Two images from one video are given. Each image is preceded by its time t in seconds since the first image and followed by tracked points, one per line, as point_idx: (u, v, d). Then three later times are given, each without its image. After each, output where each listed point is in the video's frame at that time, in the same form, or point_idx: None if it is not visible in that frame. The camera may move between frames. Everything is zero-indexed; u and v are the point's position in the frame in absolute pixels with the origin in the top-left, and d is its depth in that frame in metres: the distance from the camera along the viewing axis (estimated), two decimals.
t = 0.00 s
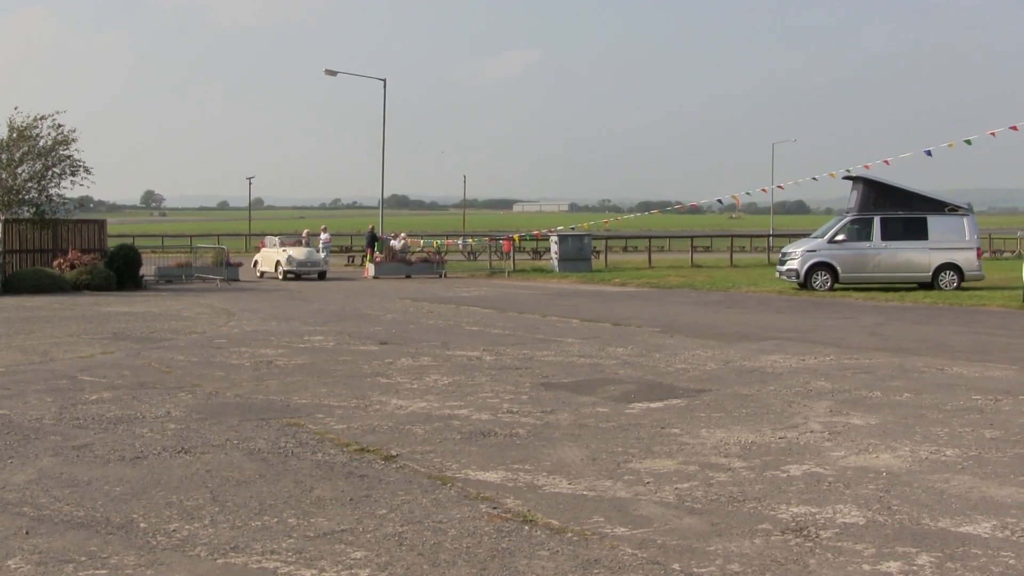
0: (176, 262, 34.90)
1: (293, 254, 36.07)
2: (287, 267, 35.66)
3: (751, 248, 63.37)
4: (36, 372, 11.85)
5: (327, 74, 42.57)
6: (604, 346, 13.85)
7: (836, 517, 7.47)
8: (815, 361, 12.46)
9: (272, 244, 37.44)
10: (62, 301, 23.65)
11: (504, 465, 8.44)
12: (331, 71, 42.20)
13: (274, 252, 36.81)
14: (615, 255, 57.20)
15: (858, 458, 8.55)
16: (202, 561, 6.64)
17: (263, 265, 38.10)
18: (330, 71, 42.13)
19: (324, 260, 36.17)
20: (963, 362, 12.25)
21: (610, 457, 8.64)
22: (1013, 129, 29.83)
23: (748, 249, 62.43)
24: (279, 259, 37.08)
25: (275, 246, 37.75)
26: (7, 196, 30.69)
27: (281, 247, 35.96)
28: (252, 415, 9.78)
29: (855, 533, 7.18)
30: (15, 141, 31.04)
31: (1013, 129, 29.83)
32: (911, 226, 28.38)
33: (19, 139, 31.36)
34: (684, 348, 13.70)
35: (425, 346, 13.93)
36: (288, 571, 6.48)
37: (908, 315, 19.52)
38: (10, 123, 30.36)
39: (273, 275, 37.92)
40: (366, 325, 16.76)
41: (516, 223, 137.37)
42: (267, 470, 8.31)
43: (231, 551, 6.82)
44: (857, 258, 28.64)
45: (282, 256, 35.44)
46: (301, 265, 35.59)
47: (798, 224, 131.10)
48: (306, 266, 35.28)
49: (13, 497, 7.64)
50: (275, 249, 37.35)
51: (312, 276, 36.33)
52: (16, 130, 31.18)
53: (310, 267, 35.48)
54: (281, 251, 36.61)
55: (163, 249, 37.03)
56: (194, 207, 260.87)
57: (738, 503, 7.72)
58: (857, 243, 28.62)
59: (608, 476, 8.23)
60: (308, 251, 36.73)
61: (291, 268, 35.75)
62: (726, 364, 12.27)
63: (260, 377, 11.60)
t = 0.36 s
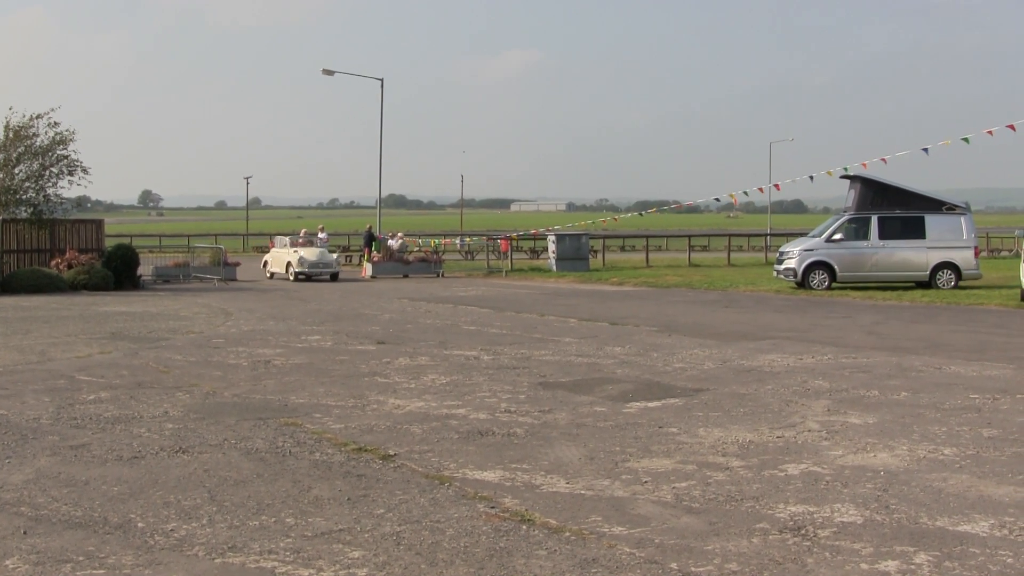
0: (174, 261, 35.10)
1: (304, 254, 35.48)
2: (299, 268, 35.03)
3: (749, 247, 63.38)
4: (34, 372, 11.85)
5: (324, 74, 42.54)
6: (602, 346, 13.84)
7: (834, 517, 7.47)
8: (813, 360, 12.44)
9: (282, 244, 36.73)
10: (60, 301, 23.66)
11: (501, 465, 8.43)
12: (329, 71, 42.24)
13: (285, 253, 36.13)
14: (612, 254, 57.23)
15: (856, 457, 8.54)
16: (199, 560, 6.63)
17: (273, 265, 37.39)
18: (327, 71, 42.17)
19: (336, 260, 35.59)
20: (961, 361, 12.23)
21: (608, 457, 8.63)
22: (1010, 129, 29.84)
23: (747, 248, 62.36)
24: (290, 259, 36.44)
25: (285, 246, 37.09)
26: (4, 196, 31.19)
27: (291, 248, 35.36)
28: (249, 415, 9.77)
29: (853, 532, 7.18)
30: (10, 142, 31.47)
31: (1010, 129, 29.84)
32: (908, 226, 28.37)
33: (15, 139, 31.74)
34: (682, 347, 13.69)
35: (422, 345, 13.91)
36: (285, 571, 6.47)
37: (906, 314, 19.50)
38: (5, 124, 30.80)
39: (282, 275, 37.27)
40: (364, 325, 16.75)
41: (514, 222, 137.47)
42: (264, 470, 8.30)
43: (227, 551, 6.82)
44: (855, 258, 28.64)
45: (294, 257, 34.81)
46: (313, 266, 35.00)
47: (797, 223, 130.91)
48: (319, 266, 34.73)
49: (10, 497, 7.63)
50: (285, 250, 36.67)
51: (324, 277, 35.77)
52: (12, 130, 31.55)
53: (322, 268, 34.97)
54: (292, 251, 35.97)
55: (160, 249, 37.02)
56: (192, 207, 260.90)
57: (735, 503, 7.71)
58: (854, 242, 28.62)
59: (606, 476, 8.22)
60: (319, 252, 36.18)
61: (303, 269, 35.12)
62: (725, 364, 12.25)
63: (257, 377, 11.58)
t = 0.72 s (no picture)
0: (171, 261, 35.14)
1: (317, 254, 34.57)
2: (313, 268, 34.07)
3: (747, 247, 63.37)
4: (32, 371, 11.83)
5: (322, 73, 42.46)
6: (600, 345, 13.83)
7: (832, 516, 7.48)
8: (811, 359, 12.44)
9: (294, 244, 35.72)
10: (57, 300, 23.66)
11: (499, 464, 8.43)
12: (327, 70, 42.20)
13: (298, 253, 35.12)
14: (610, 253, 57.24)
15: (853, 456, 8.55)
16: (197, 559, 6.64)
17: (285, 266, 36.36)
18: (326, 70, 42.12)
19: (351, 260, 34.64)
20: (959, 360, 12.22)
21: (605, 456, 8.63)
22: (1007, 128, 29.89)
23: (745, 248, 62.24)
24: (302, 259, 35.47)
25: (297, 246, 36.10)
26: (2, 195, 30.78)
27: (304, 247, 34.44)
28: (247, 414, 9.77)
29: (851, 531, 7.19)
30: (9, 141, 30.95)
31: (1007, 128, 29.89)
32: (906, 225, 28.37)
33: (13, 138, 31.24)
34: (680, 346, 13.68)
35: (420, 345, 13.90)
36: (283, 570, 6.47)
37: (903, 314, 19.48)
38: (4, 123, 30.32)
39: (293, 275, 36.27)
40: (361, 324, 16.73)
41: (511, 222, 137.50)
42: (262, 469, 8.30)
43: (225, 550, 6.82)
44: (853, 257, 28.65)
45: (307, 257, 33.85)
46: (327, 266, 34.08)
47: (793, 223, 130.90)
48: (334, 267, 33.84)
49: (8, 496, 7.63)
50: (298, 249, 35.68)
51: (338, 277, 34.83)
52: (10, 129, 31.10)
53: (337, 268, 34.09)
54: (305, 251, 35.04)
55: (158, 249, 36.89)
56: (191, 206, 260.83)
57: (732, 502, 7.72)
58: (852, 242, 28.63)
59: (604, 475, 8.22)
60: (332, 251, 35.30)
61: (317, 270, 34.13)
62: (723, 363, 12.24)
63: (255, 376, 11.58)
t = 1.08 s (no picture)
0: (168, 258, 35.12)
1: (330, 254, 33.72)
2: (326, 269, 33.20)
3: (744, 246, 63.35)
4: (29, 371, 11.84)
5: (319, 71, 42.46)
6: (597, 344, 13.84)
7: (829, 515, 7.48)
8: (807, 358, 12.45)
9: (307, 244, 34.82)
10: (54, 300, 23.69)
11: (496, 463, 8.43)
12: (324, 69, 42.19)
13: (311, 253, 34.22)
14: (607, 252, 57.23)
15: (850, 455, 8.55)
16: (194, 559, 6.64)
17: (297, 266, 35.43)
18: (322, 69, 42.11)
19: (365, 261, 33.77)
20: (956, 359, 12.23)
21: (602, 455, 8.63)
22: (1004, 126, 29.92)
23: (742, 247, 62.25)
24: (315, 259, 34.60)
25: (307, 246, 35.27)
26: None
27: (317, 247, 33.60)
28: (244, 413, 9.77)
29: (847, 530, 7.19)
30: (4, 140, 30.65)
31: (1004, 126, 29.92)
32: (903, 224, 28.37)
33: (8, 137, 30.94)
34: (677, 345, 13.69)
35: (417, 344, 13.91)
36: (280, 570, 6.48)
37: (900, 312, 19.50)
38: None
39: (304, 275, 35.39)
40: (358, 323, 16.74)
41: (508, 221, 137.61)
42: (258, 468, 8.30)
43: (222, 549, 6.83)
44: (850, 255, 28.65)
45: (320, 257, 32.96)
46: (341, 266, 33.23)
47: (790, 222, 130.95)
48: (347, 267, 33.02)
49: (5, 495, 7.63)
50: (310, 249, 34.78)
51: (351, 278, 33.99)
52: (5, 128, 30.80)
53: (350, 269, 33.25)
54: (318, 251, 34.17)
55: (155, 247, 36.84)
56: (188, 204, 260.76)
57: (729, 501, 7.73)
58: (849, 240, 28.63)
59: (601, 474, 8.23)
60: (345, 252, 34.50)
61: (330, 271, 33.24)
62: (721, 362, 12.23)
63: (252, 375, 11.57)
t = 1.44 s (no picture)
0: (164, 258, 35.07)
1: (344, 254, 32.84)
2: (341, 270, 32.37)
3: (741, 246, 63.34)
4: (25, 370, 11.83)
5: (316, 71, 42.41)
6: (593, 343, 13.83)
7: (824, 515, 7.48)
8: (804, 358, 12.44)
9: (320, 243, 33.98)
10: (51, 298, 23.66)
11: (492, 462, 8.43)
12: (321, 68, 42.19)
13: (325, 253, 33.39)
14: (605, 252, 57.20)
15: (846, 455, 8.55)
16: (189, 558, 6.64)
17: (309, 266, 34.58)
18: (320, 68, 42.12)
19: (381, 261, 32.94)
20: (952, 359, 12.23)
21: (598, 454, 8.63)
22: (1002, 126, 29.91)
23: (739, 246, 62.21)
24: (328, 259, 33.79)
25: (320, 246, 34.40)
26: None
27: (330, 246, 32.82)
28: (240, 412, 9.76)
29: (843, 530, 7.20)
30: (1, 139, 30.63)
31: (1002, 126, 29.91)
32: (899, 224, 28.37)
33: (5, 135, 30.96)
34: (674, 345, 13.69)
35: (413, 343, 13.90)
36: (275, 569, 6.48)
37: (897, 312, 19.51)
38: None
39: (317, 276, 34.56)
40: (354, 322, 16.73)
41: (506, 220, 137.60)
42: (254, 467, 8.30)
43: (217, 548, 6.83)
44: (846, 256, 28.65)
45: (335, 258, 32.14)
46: (356, 267, 32.42)
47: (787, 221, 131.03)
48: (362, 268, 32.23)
49: None
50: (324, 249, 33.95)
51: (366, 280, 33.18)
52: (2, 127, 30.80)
53: (365, 269, 32.50)
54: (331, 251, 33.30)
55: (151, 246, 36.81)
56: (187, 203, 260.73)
57: (725, 500, 7.73)
58: (846, 240, 28.62)
59: (596, 473, 8.22)
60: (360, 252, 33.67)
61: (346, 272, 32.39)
62: (717, 362, 12.22)
63: (249, 374, 11.56)
